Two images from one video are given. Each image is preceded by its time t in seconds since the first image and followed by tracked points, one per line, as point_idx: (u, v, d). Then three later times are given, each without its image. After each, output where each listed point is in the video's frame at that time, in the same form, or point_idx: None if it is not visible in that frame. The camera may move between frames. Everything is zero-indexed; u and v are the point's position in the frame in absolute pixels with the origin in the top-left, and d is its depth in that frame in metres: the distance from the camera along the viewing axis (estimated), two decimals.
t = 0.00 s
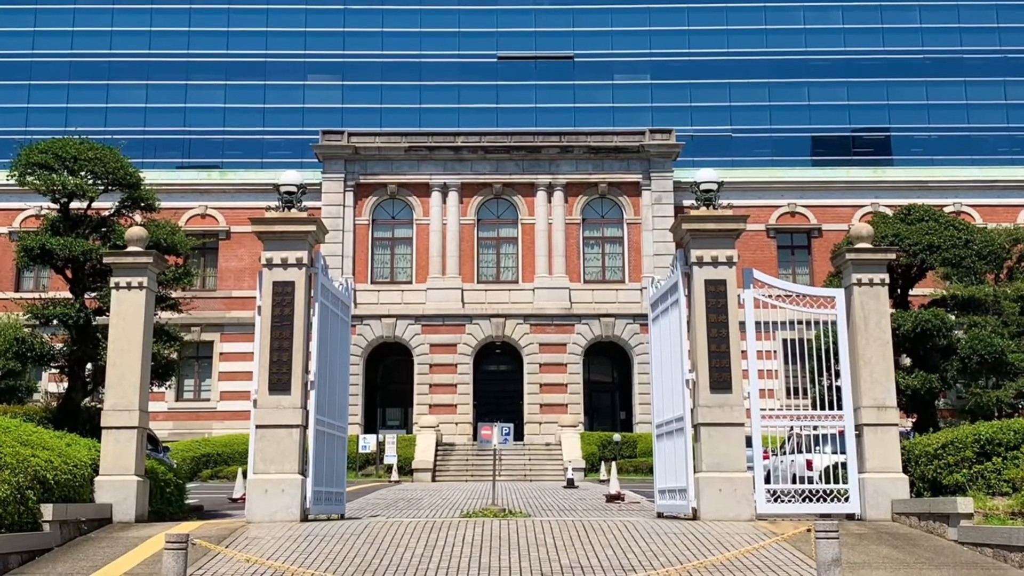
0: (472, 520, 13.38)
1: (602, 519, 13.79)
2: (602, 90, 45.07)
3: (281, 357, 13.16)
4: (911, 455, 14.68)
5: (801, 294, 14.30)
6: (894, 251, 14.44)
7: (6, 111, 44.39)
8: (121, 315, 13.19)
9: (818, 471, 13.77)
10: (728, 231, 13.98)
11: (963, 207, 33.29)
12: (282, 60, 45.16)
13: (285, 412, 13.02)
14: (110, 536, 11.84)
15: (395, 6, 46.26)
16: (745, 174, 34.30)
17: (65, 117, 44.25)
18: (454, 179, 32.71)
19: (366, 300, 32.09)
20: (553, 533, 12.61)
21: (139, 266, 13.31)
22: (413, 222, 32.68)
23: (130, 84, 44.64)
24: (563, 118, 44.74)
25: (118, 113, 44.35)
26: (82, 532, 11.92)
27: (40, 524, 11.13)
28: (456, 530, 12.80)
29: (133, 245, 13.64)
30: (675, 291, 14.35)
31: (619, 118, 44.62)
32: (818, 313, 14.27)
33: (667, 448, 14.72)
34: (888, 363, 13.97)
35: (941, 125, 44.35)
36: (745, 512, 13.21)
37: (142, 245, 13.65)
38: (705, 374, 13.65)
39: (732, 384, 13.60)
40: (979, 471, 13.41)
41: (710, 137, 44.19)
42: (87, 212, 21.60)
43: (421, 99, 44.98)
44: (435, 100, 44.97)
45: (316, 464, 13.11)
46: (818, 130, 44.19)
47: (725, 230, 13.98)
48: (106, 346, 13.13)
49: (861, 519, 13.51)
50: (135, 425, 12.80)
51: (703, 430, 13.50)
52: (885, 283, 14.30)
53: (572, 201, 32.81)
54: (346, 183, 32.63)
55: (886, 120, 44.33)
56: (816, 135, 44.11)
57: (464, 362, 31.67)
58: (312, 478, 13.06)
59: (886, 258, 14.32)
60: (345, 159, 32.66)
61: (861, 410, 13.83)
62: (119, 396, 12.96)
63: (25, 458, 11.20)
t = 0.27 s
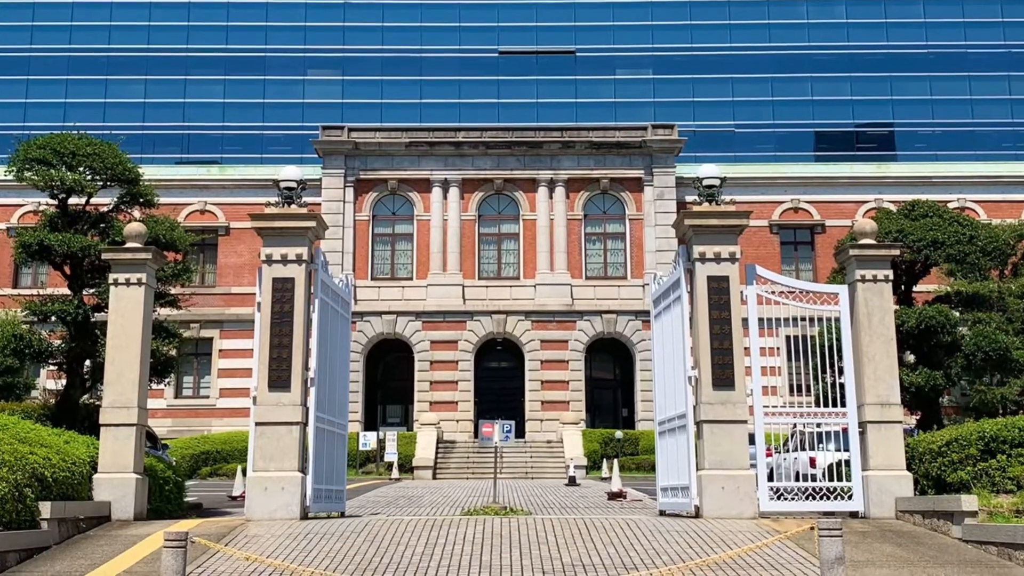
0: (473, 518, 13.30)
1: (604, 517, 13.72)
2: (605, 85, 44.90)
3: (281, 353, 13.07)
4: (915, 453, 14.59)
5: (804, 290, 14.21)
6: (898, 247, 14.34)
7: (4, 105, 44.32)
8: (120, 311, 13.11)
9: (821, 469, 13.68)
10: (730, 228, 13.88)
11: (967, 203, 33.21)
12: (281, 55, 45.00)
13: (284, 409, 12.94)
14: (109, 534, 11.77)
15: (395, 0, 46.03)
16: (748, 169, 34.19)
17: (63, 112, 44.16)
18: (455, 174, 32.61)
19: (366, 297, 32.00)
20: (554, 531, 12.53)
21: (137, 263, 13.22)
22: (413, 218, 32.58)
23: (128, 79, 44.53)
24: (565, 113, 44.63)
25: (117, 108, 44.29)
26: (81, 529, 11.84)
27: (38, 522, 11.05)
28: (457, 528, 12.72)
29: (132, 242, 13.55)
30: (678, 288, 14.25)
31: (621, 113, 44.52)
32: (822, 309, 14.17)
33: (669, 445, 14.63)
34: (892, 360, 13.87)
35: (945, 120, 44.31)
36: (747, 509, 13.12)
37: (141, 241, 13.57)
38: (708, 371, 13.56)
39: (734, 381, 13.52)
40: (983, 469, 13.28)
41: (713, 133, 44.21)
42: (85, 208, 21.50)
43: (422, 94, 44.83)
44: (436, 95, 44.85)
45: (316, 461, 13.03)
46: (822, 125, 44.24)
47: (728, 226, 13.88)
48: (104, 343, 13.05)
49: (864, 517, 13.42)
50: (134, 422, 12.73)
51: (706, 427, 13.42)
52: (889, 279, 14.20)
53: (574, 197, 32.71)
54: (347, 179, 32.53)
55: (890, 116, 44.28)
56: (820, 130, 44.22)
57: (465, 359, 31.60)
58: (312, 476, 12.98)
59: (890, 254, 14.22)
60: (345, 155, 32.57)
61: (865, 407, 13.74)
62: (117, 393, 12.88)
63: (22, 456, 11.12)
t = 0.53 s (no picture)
0: (475, 516, 13.21)
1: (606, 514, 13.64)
2: (606, 80, 44.79)
3: (281, 350, 12.98)
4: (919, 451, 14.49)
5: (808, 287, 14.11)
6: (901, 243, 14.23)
7: (2, 100, 44.35)
8: (118, 308, 13.02)
9: (825, 466, 13.59)
10: (733, 224, 13.78)
11: (972, 199, 33.08)
12: (280, 49, 44.84)
13: (284, 406, 12.85)
14: (107, 531, 11.69)
15: None
16: (750, 165, 34.06)
17: (62, 106, 44.25)
18: (456, 170, 32.51)
19: (366, 293, 31.91)
20: (556, 528, 12.44)
21: (135, 259, 13.13)
22: (414, 214, 32.48)
23: (127, 74, 44.50)
24: (566, 109, 44.58)
25: (115, 103, 44.34)
26: (80, 527, 11.77)
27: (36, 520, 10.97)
28: (458, 526, 12.63)
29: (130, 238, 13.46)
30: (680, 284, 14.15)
31: (623, 108, 44.48)
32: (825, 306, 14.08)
33: (672, 442, 14.54)
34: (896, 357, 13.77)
35: (949, 115, 44.28)
36: (750, 507, 13.03)
37: (140, 237, 13.48)
38: (711, 367, 13.47)
39: (737, 378, 13.43)
40: (988, 467, 13.18)
41: (715, 128, 44.27)
42: (83, 203, 21.40)
43: (422, 89, 44.78)
44: (436, 90, 44.77)
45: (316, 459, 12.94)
46: (825, 121, 44.31)
47: (731, 222, 13.77)
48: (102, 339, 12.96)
49: (868, 515, 13.33)
50: (133, 419, 12.65)
51: (708, 424, 13.32)
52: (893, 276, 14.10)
53: (576, 192, 32.61)
54: (347, 174, 32.44)
55: (894, 111, 44.30)
56: (824, 126, 44.33)
57: (466, 356, 31.52)
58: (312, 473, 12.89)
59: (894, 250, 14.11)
60: (345, 150, 32.47)
61: (868, 404, 13.65)
62: (116, 390, 12.80)
63: (21, 453, 11.04)
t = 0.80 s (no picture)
0: (476, 513, 13.13)
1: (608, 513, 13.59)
2: (609, 75, 44.67)
3: (280, 347, 12.90)
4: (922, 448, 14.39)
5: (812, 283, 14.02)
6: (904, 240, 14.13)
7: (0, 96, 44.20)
8: (116, 304, 12.92)
9: (828, 463, 13.50)
10: (735, 219, 13.70)
11: (976, 194, 32.97)
12: (280, 44, 44.76)
13: (284, 404, 12.77)
14: (106, 530, 11.61)
15: None
16: (753, 161, 33.94)
17: (60, 102, 43.92)
18: (457, 165, 32.41)
19: (367, 290, 31.82)
20: (558, 526, 12.37)
21: (134, 256, 13.04)
22: (415, 210, 32.38)
23: (126, 70, 44.37)
24: (568, 104, 44.36)
25: (114, 98, 44.08)
26: (78, 525, 11.68)
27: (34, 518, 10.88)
28: (459, 523, 12.54)
29: (129, 235, 13.36)
30: (683, 279, 14.05)
31: (625, 103, 44.27)
32: (829, 302, 13.98)
33: (674, 440, 14.46)
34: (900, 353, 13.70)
35: (954, 110, 44.16)
36: (753, 505, 12.96)
37: (139, 233, 13.40)
38: (713, 365, 13.38)
39: (740, 374, 13.34)
40: (992, 464, 13.07)
41: (718, 122, 43.97)
42: (82, 199, 21.33)
43: (423, 85, 44.65)
44: (437, 85, 44.63)
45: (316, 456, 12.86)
46: (829, 116, 44.04)
47: (735, 217, 13.69)
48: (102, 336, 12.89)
49: (872, 512, 13.24)
50: (132, 416, 12.57)
51: (711, 421, 13.23)
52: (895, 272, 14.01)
53: (578, 188, 32.52)
54: (347, 170, 32.36)
55: (898, 106, 44.13)
56: (827, 121, 44.03)
57: (467, 353, 31.43)
58: (312, 471, 12.80)
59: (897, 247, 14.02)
60: (345, 146, 32.39)
61: (872, 401, 13.56)
62: (115, 387, 12.73)
63: (18, 451, 10.96)
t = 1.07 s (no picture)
0: (477, 511, 13.04)
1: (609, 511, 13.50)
2: (611, 70, 44.51)
3: (280, 344, 12.81)
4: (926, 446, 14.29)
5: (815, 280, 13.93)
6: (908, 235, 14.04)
7: None
8: (115, 300, 12.84)
9: (832, 461, 13.41)
10: (738, 215, 13.61)
11: (980, 190, 32.83)
12: (279, 39, 44.62)
13: (284, 402, 12.69)
14: (105, 528, 11.54)
15: None
16: (756, 156, 33.81)
17: (59, 97, 43.90)
18: (458, 161, 32.32)
19: (367, 286, 31.74)
20: (559, 524, 12.29)
21: (133, 252, 12.95)
22: (415, 206, 32.30)
23: (125, 64, 44.32)
24: (569, 99, 44.24)
25: (113, 93, 44.04)
26: (76, 523, 11.60)
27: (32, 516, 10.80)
28: (460, 521, 12.45)
29: (128, 231, 13.26)
30: (685, 276, 13.95)
31: (627, 99, 44.17)
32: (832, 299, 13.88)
33: (676, 437, 14.37)
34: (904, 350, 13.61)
35: (958, 106, 44.01)
36: (756, 503, 12.88)
37: (137, 229, 13.31)
38: (716, 362, 13.28)
39: (743, 371, 13.24)
40: (997, 462, 12.97)
41: (721, 118, 43.92)
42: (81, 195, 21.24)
43: (424, 80, 44.51)
44: (438, 80, 44.51)
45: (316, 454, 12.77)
46: (832, 111, 43.92)
47: (737, 213, 13.59)
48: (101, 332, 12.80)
49: (875, 510, 13.15)
50: (130, 413, 12.49)
51: (713, 419, 13.14)
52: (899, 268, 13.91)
53: (579, 184, 32.42)
54: (347, 166, 32.26)
55: (902, 101, 43.98)
56: (831, 116, 43.96)
57: (468, 350, 31.35)
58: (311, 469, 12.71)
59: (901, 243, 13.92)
60: (345, 141, 32.31)
61: (876, 398, 13.46)
62: (113, 384, 12.64)
63: (16, 448, 10.88)
